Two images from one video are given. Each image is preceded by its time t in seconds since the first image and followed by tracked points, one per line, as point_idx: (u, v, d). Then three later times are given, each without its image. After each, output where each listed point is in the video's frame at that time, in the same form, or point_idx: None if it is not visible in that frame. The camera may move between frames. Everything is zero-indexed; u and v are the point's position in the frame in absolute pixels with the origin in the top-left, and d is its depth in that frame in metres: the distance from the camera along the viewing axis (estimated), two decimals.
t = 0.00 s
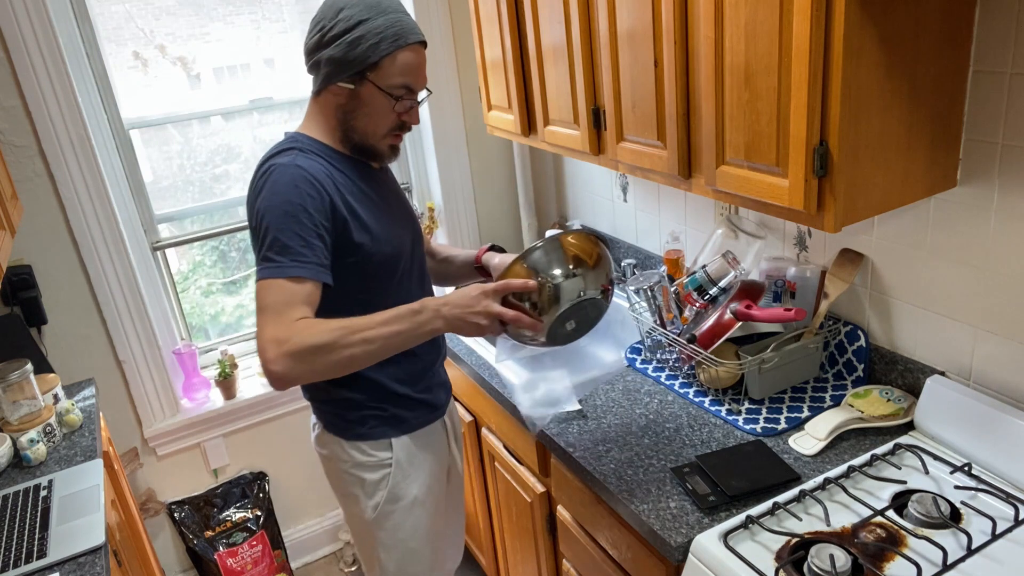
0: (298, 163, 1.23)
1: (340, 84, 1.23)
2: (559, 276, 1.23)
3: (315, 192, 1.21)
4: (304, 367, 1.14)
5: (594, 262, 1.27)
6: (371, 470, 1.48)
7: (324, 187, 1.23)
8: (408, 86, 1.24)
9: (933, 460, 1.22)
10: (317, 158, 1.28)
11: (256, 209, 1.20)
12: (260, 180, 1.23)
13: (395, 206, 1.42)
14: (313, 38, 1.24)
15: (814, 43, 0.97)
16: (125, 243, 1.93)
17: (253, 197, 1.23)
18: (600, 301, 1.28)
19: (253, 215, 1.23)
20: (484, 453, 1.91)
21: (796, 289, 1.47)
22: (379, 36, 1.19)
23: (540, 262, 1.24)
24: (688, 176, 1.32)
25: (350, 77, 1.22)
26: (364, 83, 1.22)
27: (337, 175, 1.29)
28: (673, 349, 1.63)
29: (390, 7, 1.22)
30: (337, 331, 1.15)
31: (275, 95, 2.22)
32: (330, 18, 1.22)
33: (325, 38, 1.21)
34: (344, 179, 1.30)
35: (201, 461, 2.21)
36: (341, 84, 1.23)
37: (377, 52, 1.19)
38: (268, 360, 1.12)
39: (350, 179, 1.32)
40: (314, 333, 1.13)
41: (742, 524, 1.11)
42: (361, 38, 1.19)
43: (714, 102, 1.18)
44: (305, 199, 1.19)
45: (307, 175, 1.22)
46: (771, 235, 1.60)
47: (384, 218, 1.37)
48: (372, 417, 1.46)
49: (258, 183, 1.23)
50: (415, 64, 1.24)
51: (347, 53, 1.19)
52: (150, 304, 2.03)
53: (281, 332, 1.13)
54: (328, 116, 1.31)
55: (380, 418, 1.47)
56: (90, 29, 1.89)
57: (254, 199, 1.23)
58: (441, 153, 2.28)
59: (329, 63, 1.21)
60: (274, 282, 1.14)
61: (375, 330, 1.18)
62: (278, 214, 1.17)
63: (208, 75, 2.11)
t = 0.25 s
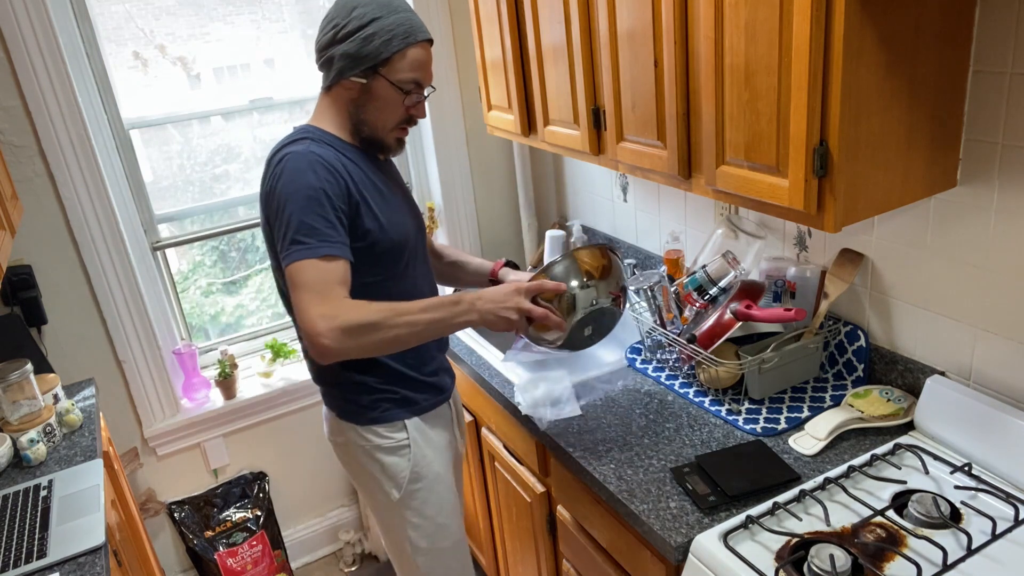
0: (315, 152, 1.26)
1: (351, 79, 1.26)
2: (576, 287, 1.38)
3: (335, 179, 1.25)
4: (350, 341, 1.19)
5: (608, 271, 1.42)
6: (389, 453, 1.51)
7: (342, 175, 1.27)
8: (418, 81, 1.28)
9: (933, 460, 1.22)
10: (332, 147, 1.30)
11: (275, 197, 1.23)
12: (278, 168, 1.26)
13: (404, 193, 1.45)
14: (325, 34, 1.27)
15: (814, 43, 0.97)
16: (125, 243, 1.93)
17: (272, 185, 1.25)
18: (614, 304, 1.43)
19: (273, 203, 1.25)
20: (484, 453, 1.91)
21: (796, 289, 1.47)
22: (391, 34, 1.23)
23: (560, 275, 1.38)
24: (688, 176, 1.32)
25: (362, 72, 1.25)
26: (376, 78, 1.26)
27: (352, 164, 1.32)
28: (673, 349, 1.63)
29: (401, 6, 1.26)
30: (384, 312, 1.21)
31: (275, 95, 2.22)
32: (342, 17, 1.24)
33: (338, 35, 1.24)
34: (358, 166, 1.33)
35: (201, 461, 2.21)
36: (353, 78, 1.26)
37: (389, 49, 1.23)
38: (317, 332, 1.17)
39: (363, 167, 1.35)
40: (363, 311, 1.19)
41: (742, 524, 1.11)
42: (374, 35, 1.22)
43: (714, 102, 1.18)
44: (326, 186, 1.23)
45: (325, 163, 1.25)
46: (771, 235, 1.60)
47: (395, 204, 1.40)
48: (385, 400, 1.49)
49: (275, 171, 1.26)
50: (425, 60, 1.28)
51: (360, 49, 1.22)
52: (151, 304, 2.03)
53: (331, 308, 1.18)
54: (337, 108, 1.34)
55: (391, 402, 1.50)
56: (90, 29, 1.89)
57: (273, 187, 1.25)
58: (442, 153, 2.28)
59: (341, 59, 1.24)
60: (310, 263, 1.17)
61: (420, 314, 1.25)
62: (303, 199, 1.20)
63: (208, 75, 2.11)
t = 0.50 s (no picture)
0: (339, 140, 1.27)
1: (378, 79, 1.29)
2: (572, 296, 1.41)
3: (361, 168, 1.27)
4: (384, 327, 1.21)
5: (601, 278, 1.45)
6: (405, 448, 1.53)
7: (366, 164, 1.28)
8: (441, 85, 1.33)
9: (933, 460, 1.22)
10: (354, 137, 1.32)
11: (303, 183, 1.24)
12: (302, 156, 1.26)
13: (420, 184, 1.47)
14: (352, 32, 1.28)
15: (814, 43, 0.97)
16: (125, 243, 1.93)
17: (297, 172, 1.26)
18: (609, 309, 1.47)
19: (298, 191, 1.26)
20: (484, 453, 1.91)
21: (796, 289, 1.47)
22: (422, 38, 1.26)
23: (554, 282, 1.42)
24: (688, 176, 1.32)
25: (389, 74, 1.28)
26: (404, 79, 1.29)
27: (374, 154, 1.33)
28: (673, 349, 1.63)
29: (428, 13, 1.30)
30: (418, 299, 1.24)
31: (275, 95, 2.22)
32: (372, 19, 1.26)
33: (367, 36, 1.25)
34: (380, 156, 1.35)
35: (201, 461, 2.21)
36: (379, 78, 1.29)
37: (420, 52, 1.26)
38: (355, 316, 1.19)
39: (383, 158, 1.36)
40: (398, 299, 1.21)
41: (742, 524, 1.11)
42: (404, 39, 1.25)
43: (714, 102, 1.18)
44: (352, 175, 1.24)
45: (350, 152, 1.26)
46: (771, 235, 1.60)
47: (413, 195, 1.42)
48: (394, 398, 1.50)
49: (299, 160, 1.27)
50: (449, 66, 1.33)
51: (391, 52, 1.25)
52: (151, 304, 2.03)
53: (366, 294, 1.20)
54: (356, 105, 1.35)
55: (410, 397, 1.51)
56: (90, 30, 1.89)
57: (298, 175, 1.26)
58: (442, 153, 2.28)
59: (370, 59, 1.26)
60: (342, 250, 1.19)
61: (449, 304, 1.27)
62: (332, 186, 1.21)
63: (208, 75, 2.11)
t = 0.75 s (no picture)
0: (351, 138, 1.27)
1: (397, 82, 1.31)
2: (559, 311, 1.51)
3: (372, 166, 1.27)
4: (384, 329, 1.22)
5: (586, 291, 1.55)
6: (405, 448, 1.53)
7: (377, 161, 1.28)
8: (456, 94, 1.36)
9: (933, 460, 1.22)
10: (367, 134, 1.32)
11: (313, 178, 1.24)
12: (314, 151, 1.26)
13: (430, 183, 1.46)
14: (375, 35, 1.30)
15: (814, 44, 0.97)
16: (125, 243, 1.93)
17: (307, 167, 1.26)
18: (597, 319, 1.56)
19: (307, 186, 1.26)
20: (484, 453, 1.91)
21: (796, 289, 1.47)
22: (443, 47, 1.29)
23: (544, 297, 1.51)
24: (687, 176, 1.32)
25: (409, 78, 1.30)
26: (423, 84, 1.31)
27: (386, 151, 1.33)
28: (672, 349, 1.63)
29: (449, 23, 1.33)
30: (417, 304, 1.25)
31: (275, 95, 2.22)
32: (397, 23, 1.28)
33: (391, 39, 1.27)
34: (392, 154, 1.34)
35: (202, 461, 2.21)
36: (399, 82, 1.30)
37: (441, 60, 1.29)
38: (356, 316, 1.20)
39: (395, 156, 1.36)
40: (399, 302, 1.23)
41: (742, 524, 1.11)
42: (427, 45, 1.28)
43: (714, 102, 1.18)
44: (364, 173, 1.24)
45: (362, 149, 1.27)
46: (771, 235, 1.60)
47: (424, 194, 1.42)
48: (394, 398, 1.50)
49: (311, 154, 1.26)
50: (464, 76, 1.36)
51: (414, 57, 1.27)
52: (151, 304, 2.03)
53: (368, 295, 1.21)
54: (373, 105, 1.35)
55: (410, 397, 1.51)
56: (90, 30, 1.89)
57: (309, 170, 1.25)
58: (442, 153, 2.28)
59: (392, 62, 1.28)
60: (343, 249, 1.19)
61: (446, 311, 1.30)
62: (343, 184, 1.21)
63: (208, 75, 2.11)
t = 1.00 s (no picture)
0: (354, 133, 1.27)
1: (404, 83, 1.31)
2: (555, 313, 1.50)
3: (375, 162, 1.27)
4: (379, 325, 1.22)
5: (578, 292, 1.55)
6: (404, 448, 1.53)
7: (379, 157, 1.28)
8: (462, 99, 1.37)
9: (933, 460, 1.22)
10: (370, 130, 1.32)
11: (314, 172, 1.24)
12: (316, 146, 1.26)
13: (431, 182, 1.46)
14: (384, 36, 1.30)
15: (815, 44, 0.97)
16: (125, 243, 1.93)
17: (309, 162, 1.26)
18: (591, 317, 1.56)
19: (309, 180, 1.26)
20: (484, 453, 1.91)
21: (796, 289, 1.47)
22: (451, 52, 1.31)
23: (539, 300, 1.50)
24: (688, 176, 1.32)
25: (415, 80, 1.31)
26: (430, 87, 1.32)
27: (388, 148, 1.33)
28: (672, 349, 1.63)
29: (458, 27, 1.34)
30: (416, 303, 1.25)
31: (275, 95, 2.22)
32: (406, 26, 1.29)
33: (400, 41, 1.28)
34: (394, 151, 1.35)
35: (202, 461, 2.21)
36: (406, 83, 1.31)
37: (448, 64, 1.30)
38: (355, 316, 1.20)
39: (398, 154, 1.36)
40: (396, 297, 1.23)
41: (742, 524, 1.11)
42: (436, 49, 1.29)
43: (714, 101, 1.18)
44: (366, 168, 1.24)
45: (365, 145, 1.27)
46: (771, 235, 1.60)
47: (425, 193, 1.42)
48: (394, 398, 1.50)
49: (314, 149, 1.26)
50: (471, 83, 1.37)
51: (422, 60, 1.28)
52: (151, 304, 2.03)
53: (366, 291, 1.21)
54: (378, 105, 1.35)
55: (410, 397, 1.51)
56: (90, 30, 1.89)
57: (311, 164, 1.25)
58: (442, 153, 2.28)
59: (400, 64, 1.29)
60: (344, 249, 1.19)
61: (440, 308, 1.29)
62: (344, 178, 1.21)
63: (208, 75, 2.11)
